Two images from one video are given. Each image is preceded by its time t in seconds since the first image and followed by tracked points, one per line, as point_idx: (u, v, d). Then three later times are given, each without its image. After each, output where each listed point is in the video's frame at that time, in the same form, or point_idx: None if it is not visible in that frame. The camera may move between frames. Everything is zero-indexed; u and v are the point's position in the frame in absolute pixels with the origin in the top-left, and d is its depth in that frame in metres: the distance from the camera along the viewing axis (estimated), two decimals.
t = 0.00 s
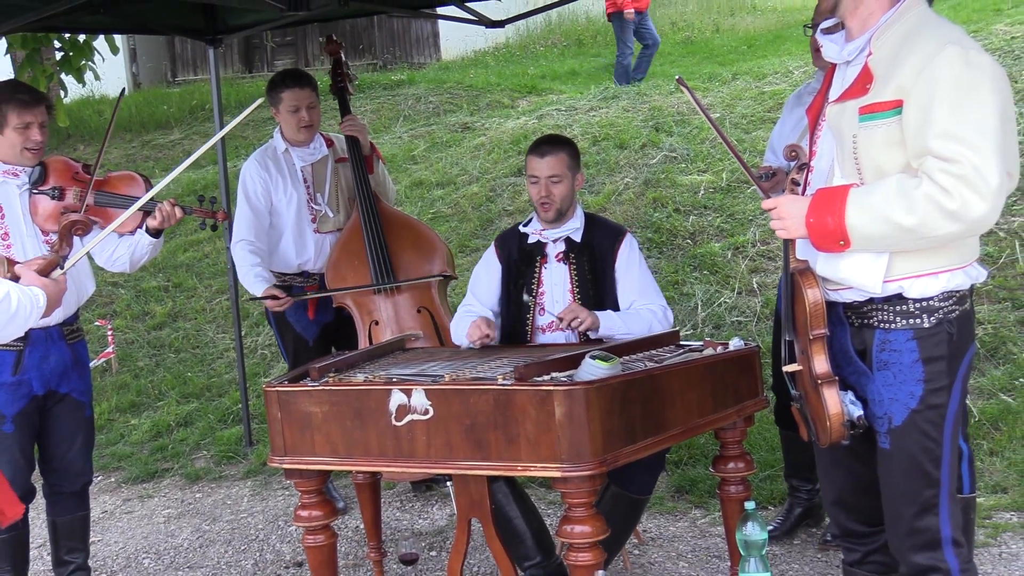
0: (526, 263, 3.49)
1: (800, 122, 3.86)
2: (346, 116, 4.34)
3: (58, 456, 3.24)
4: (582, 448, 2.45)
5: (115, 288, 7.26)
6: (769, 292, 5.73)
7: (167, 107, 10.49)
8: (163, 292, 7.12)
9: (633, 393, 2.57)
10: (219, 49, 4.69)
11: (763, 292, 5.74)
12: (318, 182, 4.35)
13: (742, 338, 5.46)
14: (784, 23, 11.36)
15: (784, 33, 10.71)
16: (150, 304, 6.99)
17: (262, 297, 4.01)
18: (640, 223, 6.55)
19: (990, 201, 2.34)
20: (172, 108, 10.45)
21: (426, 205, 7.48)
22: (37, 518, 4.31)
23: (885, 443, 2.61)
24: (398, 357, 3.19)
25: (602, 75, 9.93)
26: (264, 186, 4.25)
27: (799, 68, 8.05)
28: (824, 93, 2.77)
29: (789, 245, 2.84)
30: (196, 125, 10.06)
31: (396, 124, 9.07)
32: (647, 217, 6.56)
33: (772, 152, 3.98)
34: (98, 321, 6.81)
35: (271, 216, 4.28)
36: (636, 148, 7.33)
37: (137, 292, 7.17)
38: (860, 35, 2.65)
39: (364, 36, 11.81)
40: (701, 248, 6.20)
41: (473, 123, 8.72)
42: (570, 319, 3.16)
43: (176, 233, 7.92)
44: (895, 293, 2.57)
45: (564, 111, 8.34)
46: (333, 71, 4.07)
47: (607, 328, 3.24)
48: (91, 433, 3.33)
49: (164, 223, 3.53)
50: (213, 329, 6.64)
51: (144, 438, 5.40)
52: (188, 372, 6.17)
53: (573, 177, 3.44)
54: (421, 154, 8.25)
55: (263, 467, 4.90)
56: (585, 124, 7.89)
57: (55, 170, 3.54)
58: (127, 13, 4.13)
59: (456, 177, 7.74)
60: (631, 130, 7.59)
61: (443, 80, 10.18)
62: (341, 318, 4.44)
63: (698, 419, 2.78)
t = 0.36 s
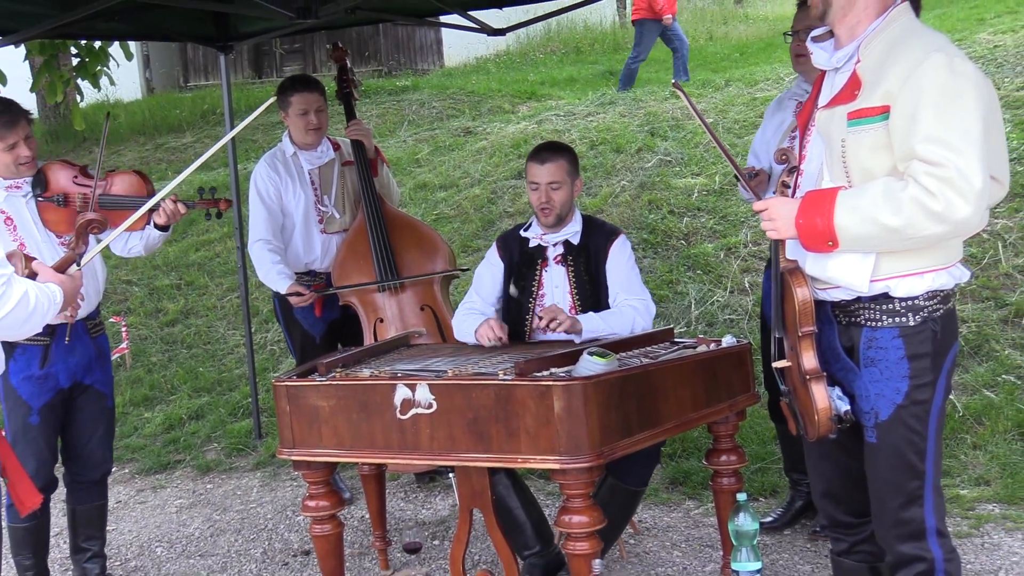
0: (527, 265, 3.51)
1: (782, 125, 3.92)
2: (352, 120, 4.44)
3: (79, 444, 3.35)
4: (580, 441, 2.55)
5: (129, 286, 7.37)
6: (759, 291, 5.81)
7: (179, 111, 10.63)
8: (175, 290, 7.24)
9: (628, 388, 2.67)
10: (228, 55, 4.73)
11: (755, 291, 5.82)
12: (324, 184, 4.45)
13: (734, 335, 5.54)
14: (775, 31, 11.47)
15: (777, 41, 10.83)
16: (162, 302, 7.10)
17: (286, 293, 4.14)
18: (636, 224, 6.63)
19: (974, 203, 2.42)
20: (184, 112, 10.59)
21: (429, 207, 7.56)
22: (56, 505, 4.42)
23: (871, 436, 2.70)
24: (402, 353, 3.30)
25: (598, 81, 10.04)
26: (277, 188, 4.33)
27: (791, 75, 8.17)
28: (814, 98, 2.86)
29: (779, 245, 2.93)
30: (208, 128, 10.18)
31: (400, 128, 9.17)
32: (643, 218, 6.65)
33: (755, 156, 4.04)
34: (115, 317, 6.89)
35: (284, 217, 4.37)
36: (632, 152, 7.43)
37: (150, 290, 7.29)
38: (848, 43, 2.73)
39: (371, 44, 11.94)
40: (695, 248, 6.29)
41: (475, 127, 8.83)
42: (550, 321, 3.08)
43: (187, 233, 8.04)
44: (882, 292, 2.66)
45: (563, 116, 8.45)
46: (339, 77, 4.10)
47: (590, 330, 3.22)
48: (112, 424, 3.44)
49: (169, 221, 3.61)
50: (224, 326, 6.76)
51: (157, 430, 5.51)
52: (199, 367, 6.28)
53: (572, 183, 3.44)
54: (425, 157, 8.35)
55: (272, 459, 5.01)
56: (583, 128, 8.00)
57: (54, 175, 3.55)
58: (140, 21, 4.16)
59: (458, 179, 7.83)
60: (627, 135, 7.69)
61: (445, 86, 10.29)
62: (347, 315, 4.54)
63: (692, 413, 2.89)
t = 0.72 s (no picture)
0: (522, 267, 3.62)
1: (759, 130, 4.00)
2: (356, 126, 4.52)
3: (96, 437, 3.46)
4: (578, 435, 2.65)
5: (142, 285, 7.50)
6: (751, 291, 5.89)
7: (191, 117, 10.79)
8: (187, 290, 7.36)
9: (624, 385, 2.77)
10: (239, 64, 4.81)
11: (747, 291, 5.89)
12: (332, 188, 4.55)
13: (726, 334, 5.61)
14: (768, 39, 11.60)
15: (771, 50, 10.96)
16: (175, 301, 7.23)
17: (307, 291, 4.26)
18: (631, 227, 6.72)
19: (959, 207, 2.44)
20: (195, 117, 10.75)
21: (432, 210, 7.66)
22: (73, 496, 4.53)
23: (859, 431, 2.77)
24: (405, 350, 3.40)
25: (595, 88, 10.15)
26: (288, 192, 4.43)
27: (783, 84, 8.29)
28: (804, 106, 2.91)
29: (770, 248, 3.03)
30: (220, 133, 10.31)
31: (404, 134, 9.28)
32: (638, 221, 6.74)
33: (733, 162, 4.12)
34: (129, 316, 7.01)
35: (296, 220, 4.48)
36: (628, 157, 7.53)
37: (163, 289, 7.42)
38: (837, 52, 2.78)
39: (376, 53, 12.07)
40: (688, 250, 6.38)
41: (476, 133, 8.94)
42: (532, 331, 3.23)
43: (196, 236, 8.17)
44: (869, 293, 2.74)
45: (561, 123, 8.56)
46: (345, 84, 4.17)
47: (577, 331, 3.27)
48: (127, 418, 3.55)
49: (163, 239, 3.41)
50: (235, 324, 6.87)
51: (170, 424, 5.63)
52: (211, 364, 6.39)
53: (566, 189, 3.54)
54: (428, 162, 8.45)
55: (281, 452, 5.13)
56: (581, 135, 8.11)
57: (55, 190, 3.44)
58: (156, 30, 4.27)
59: (460, 184, 7.93)
60: (623, 141, 7.80)
61: (448, 94, 10.41)
62: (353, 313, 4.65)
63: (686, 409, 3.00)
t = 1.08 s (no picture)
0: (523, 268, 3.72)
1: (739, 140, 4.09)
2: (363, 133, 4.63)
3: (110, 432, 3.58)
4: (576, 431, 2.76)
5: (156, 285, 7.64)
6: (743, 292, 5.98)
7: (204, 122, 10.96)
8: (199, 289, 7.50)
9: (621, 382, 2.88)
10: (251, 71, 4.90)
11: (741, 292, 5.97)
12: (338, 192, 4.65)
13: (719, 333, 5.69)
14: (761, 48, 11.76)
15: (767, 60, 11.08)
16: (188, 300, 7.36)
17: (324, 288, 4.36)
18: (627, 230, 6.80)
19: (945, 213, 2.45)
20: (208, 123, 10.93)
21: (436, 213, 7.75)
22: (89, 487, 4.67)
23: (847, 429, 2.75)
24: (410, 349, 3.52)
25: (592, 96, 10.26)
26: (299, 196, 4.54)
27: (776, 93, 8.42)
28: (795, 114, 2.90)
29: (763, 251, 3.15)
30: (232, 139, 10.48)
31: (409, 139, 9.40)
32: (634, 225, 6.82)
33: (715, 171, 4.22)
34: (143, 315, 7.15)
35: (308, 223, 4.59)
36: (625, 162, 7.63)
37: (176, 289, 7.55)
38: (828, 62, 2.76)
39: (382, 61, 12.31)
40: (682, 253, 6.46)
41: (479, 139, 9.05)
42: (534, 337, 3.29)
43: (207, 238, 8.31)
44: (859, 295, 2.71)
45: (560, 129, 8.67)
46: (351, 93, 4.26)
47: (578, 329, 3.41)
48: (140, 413, 3.67)
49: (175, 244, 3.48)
50: (245, 322, 6.99)
51: (183, 419, 5.75)
52: (222, 361, 6.52)
53: (565, 194, 3.64)
54: (432, 167, 8.56)
55: (289, 446, 5.25)
56: (580, 141, 8.22)
57: (73, 194, 3.55)
58: (171, 40, 4.37)
59: (463, 188, 8.02)
60: (620, 147, 7.91)
61: (451, 101, 10.54)
62: (359, 312, 4.76)
63: (681, 406, 3.11)
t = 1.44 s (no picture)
0: (529, 269, 3.80)
1: (729, 149, 4.19)
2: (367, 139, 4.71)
3: (122, 428, 3.67)
4: (575, 428, 2.84)
5: (167, 286, 7.76)
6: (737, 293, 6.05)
7: (214, 128, 11.11)
8: (210, 290, 7.61)
9: (620, 380, 2.97)
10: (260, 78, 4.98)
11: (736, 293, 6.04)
12: (345, 196, 4.75)
13: (715, 333, 5.75)
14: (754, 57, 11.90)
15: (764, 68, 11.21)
16: (198, 300, 7.47)
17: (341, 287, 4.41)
18: (625, 233, 6.87)
19: (937, 226, 2.48)
20: (219, 129, 11.09)
21: (439, 216, 7.84)
22: (101, 482, 4.78)
23: (840, 427, 2.76)
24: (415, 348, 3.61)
25: (591, 103, 10.36)
26: (309, 199, 4.63)
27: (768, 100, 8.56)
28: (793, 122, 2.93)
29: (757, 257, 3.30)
30: (241, 143, 10.62)
31: (413, 145, 9.50)
32: (633, 228, 6.89)
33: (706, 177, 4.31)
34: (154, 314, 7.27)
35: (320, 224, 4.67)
36: (623, 168, 7.72)
37: (188, 289, 7.67)
38: (825, 72, 2.81)
39: (387, 69, 12.74)
40: (679, 256, 6.54)
41: (481, 145, 9.16)
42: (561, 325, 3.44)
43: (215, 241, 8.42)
44: (851, 298, 2.72)
45: (560, 135, 8.78)
46: (357, 98, 4.35)
47: (601, 330, 3.51)
48: (151, 410, 3.76)
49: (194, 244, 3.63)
50: (254, 322, 7.09)
51: (194, 415, 5.85)
52: (232, 359, 6.61)
53: (569, 194, 3.74)
54: (435, 171, 8.65)
55: (297, 442, 5.35)
56: (579, 146, 8.31)
57: (94, 193, 3.64)
58: (185, 48, 4.44)
59: (465, 192, 8.11)
60: (618, 152, 8.01)
61: (454, 108, 10.65)
62: (364, 312, 4.86)
63: (678, 404, 3.21)
